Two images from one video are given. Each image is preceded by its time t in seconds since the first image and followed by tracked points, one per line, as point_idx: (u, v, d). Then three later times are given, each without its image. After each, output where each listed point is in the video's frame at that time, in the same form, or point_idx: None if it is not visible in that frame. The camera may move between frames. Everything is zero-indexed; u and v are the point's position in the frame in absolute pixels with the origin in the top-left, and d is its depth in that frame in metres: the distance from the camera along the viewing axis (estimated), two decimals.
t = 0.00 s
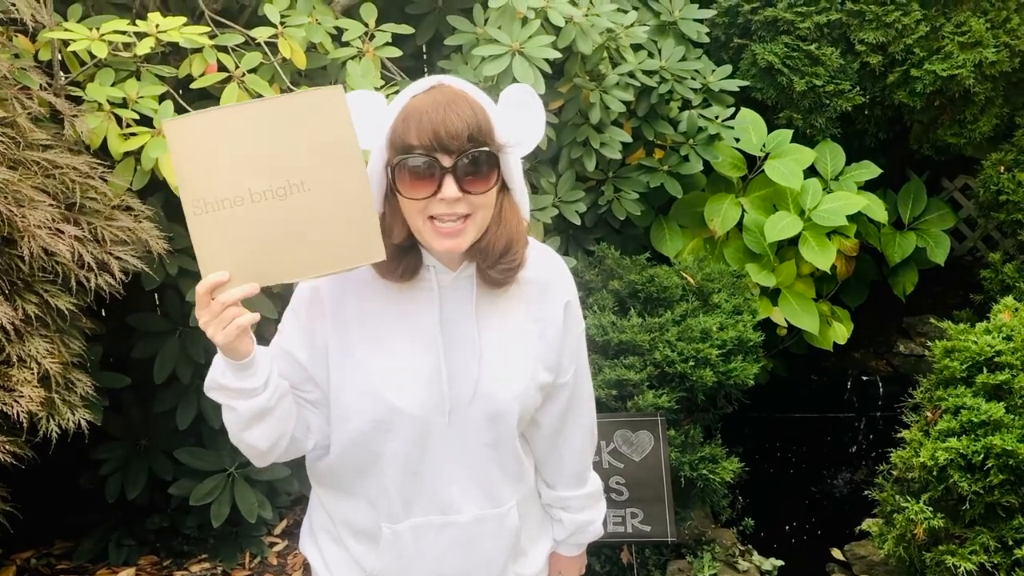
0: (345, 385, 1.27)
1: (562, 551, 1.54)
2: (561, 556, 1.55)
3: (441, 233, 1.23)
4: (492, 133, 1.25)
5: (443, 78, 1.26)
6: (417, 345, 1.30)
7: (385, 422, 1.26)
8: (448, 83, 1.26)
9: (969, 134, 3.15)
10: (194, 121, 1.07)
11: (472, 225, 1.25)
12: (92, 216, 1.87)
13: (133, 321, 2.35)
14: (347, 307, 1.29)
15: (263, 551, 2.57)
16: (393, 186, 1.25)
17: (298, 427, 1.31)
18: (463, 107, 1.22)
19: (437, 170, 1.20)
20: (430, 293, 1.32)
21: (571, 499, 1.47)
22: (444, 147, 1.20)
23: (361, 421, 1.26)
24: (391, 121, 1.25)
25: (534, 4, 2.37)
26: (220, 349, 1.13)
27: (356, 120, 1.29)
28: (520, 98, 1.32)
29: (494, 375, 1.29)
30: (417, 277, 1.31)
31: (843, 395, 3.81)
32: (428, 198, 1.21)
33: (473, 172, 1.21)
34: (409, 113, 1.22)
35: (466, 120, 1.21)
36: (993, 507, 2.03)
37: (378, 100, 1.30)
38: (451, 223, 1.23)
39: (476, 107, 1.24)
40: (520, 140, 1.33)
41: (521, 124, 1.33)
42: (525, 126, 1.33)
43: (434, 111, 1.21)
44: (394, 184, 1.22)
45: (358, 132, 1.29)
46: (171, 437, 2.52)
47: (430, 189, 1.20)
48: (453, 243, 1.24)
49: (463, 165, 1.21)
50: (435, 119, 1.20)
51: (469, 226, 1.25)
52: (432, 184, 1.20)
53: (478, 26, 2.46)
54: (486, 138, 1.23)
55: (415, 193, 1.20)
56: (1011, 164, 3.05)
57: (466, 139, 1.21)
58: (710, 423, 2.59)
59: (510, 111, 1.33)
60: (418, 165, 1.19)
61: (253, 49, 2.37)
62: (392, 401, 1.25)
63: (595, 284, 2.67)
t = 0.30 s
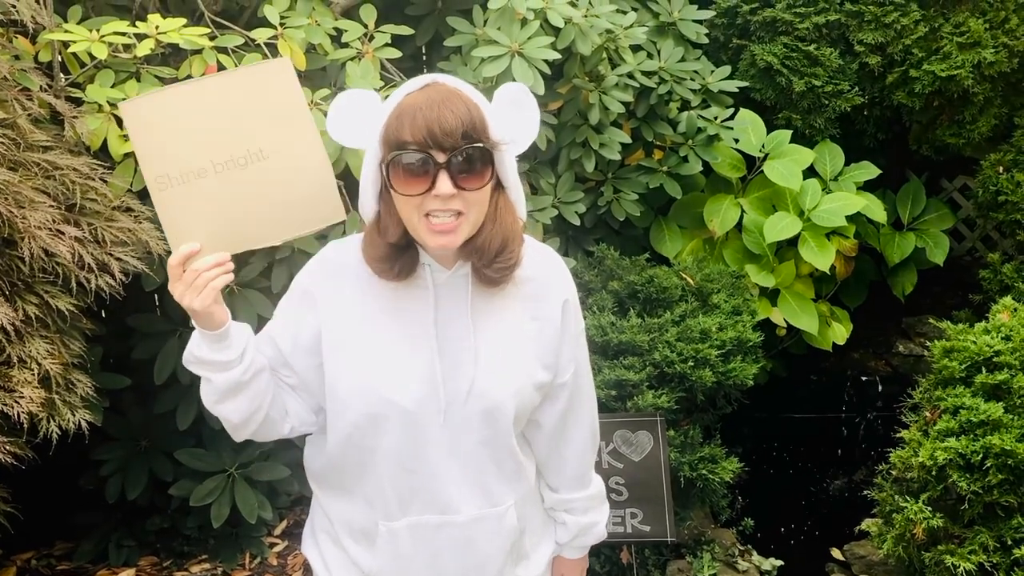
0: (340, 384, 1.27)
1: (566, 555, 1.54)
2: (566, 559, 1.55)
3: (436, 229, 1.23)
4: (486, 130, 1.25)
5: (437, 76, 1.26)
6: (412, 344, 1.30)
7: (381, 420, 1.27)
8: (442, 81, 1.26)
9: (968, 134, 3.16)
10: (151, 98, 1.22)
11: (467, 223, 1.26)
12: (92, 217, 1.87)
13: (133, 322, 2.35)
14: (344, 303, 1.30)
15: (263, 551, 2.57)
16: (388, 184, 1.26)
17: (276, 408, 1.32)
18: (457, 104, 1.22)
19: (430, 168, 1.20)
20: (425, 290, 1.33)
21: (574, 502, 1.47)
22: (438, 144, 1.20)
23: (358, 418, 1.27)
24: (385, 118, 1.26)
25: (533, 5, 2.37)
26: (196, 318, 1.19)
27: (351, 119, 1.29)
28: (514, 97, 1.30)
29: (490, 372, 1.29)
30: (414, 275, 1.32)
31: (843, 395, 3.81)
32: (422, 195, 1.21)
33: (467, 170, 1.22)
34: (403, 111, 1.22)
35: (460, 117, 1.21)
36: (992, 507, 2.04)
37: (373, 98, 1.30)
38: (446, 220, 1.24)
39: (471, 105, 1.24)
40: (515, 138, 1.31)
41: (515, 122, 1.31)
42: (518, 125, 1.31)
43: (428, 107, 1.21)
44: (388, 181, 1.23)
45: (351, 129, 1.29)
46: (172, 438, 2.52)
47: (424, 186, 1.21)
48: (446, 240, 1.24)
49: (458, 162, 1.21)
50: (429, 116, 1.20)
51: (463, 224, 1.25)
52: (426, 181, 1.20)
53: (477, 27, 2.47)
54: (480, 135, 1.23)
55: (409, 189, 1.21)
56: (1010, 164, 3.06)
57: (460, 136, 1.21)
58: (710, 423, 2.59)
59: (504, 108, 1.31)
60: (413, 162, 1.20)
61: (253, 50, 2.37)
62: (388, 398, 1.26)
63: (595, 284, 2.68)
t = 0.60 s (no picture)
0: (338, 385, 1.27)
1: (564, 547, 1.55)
2: (565, 552, 1.57)
3: (431, 227, 1.23)
4: (481, 128, 1.25)
5: (431, 74, 1.26)
6: (411, 343, 1.29)
7: (380, 423, 1.26)
8: (436, 79, 1.26)
9: (965, 131, 3.16)
10: None
11: (461, 220, 1.25)
12: (90, 215, 1.88)
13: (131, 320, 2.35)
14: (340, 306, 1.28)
15: (261, 548, 2.57)
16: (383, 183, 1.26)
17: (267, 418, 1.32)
18: (451, 102, 1.22)
19: (425, 166, 1.20)
20: (422, 292, 1.32)
21: (572, 497, 1.49)
22: (432, 142, 1.20)
23: (357, 421, 1.27)
24: (380, 116, 1.26)
25: (530, 2, 2.37)
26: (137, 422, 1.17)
27: (346, 119, 1.30)
28: (508, 96, 1.32)
29: (488, 372, 1.30)
30: (411, 275, 1.31)
31: (841, 391, 3.82)
32: (417, 192, 1.21)
33: (462, 169, 1.22)
34: (397, 108, 1.23)
35: (455, 114, 1.21)
36: (988, 503, 2.04)
37: (367, 98, 1.31)
38: (440, 218, 1.23)
39: (465, 103, 1.24)
40: (510, 136, 1.32)
41: (511, 121, 1.33)
42: (516, 124, 1.33)
43: (422, 105, 1.21)
44: (383, 180, 1.23)
45: (345, 130, 1.30)
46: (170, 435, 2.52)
47: (419, 184, 1.21)
48: (442, 239, 1.24)
49: (452, 161, 1.21)
50: (423, 113, 1.20)
51: (457, 221, 1.24)
52: (420, 179, 1.21)
53: (475, 25, 2.47)
54: (475, 133, 1.24)
55: (403, 187, 1.21)
56: (1007, 161, 3.06)
57: (454, 133, 1.21)
58: (707, 420, 2.59)
59: (498, 107, 1.33)
60: (407, 161, 1.20)
61: (250, 48, 2.38)
62: (387, 400, 1.25)
63: (592, 282, 2.68)
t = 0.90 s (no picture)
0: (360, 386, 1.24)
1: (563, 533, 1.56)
2: (563, 536, 1.56)
3: (438, 223, 1.23)
4: (484, 122, 1.26)
5: (434, 70, 1.26)
6: (429, 340, 1.29)
7: (400, 423, 1.25)
8: (439, 74, 1.25)
9: (964, 127, 3.16)
10: None
11: (468, 215, 1.26)
12: (90, 211, 1.88)
13: (131, 316, 2.35)
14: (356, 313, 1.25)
15: (261, 545, 2.57)
16: (387, 179, 1.25)
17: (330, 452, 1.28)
18: (455, 96, 1.23)
19: (430, 161, 1.21)
20: (428, 291, 1.31)
21: (570, 479, 1.49)
22: (437, 136, 1.21)
23: (376, 421, 1.25)
24: (383, 113, 1.25)
25: None
26: None
27: (347, 117, 1.29)
28: (507, 90, 1.33)
29: (500, 363, 1.32)
30: (417, 274, 1.30)
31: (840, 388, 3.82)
32: (423, 187, 1.21)
33: (466, 164, 1.23)
34: (401, 103, 1.22)
35: (459, 108, 1.22)
36: (987, 499, 2.05)
37: (367, 98, 1.30)
38: (447, 213, 1.24)
39: (468, 97, 1.24)
40: (511, 131, 1.33)
41: (513, 115, 1.34)
42: (516, 119, 1.34)
43: (426, 99, 1.21)
44: (387, 176, 1.23)
45: (346, 129, 1.29)
46: (170, 432, 2.52)
47: (424, 180, 1.21)
48: (449, 234, 1.24)
49: (456, 156, 1.22)
50: (428, 108, 1.21)
51: (463, 217, 1.25)
52: (425, 174, 1.21)
53: (475, 21, 2.47)
54: (478, 127, 1.24)
55: (410, 182, 1.21)
56: (1006, 158, 3.06)
57: (458, 128, 1.21)
58: (706, 416, 2.59)
59: (498, 100, 1.33)
60: (411, 156, 1.20)
61: (250, 44, 2.38)
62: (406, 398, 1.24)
63: (592, 278, 2.68)
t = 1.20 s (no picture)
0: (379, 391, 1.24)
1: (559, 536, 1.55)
2: (566, 536, 1.54)
3: (433, 228, 1.24)
4: (475, 127, 1.26)
5: (423, 76, 1.26)
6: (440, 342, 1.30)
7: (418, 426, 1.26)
8: (429, 81, 1.26)
9: (965, 129, 3.17)
10: None
11: (462, 218, 1.27)
12: (92, 212, 1.88)
13: (133, 317, 2.36)
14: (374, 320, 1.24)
15: (262, 545, 2.58)
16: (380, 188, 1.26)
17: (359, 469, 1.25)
18: (446, 102, 1.23)
19: (422, 167, 1.21)
20: (428, 295, 1.32)
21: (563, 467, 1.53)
22: (428, 143, 1.21)
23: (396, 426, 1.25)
24: (373, 121, 1.25)
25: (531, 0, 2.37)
26: None
27: (337, 126, 1.30)
28: (499, 94, 1.34)
29: (505, 362, 1.35)
30: (415, 280, 1.31)
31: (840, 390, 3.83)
32: (416, 195, 1.22)
33: (459, 169, 1.23)
34: (391, 111, 1.22)
35: (449, 115, 1.22)
36: (987, 500, 2.05)
37: (357, 106, 1.31)
38: (443, 218, 1.25)
39: (459, 103, 1.25)
40: (504, 134, 1.33)
41: (506, 114, 1.34)
42: (509, 121, 1.34)
43: (416, 107, 1.21)
44: (381, 183, 1.24)
45: (338, 138, 1.30)
46: (172, 433, 2.52)
47: (417, 186, 1.21)
48: (444, 237, 1.25)
49: (449, 162, 1.22)
50: (418, 115, 1.21)
51: (457, 220, 1.26)
52: (418, 181, 1.21)
53: (476, 23, 2.48)
54: (470, 131, 1.25)
55: (402, 189, 1.22)
56: (1006, 160, 3.07)
57: (450, 133, 1.22)
58: (707, 417, 2.60)
59: (489, 104, 1.34)
60: (404, 163, 1.21)
61: (251, 46, 2.38)
62: (423, 402, 1.25)
63: (592, 279, 2.68)
